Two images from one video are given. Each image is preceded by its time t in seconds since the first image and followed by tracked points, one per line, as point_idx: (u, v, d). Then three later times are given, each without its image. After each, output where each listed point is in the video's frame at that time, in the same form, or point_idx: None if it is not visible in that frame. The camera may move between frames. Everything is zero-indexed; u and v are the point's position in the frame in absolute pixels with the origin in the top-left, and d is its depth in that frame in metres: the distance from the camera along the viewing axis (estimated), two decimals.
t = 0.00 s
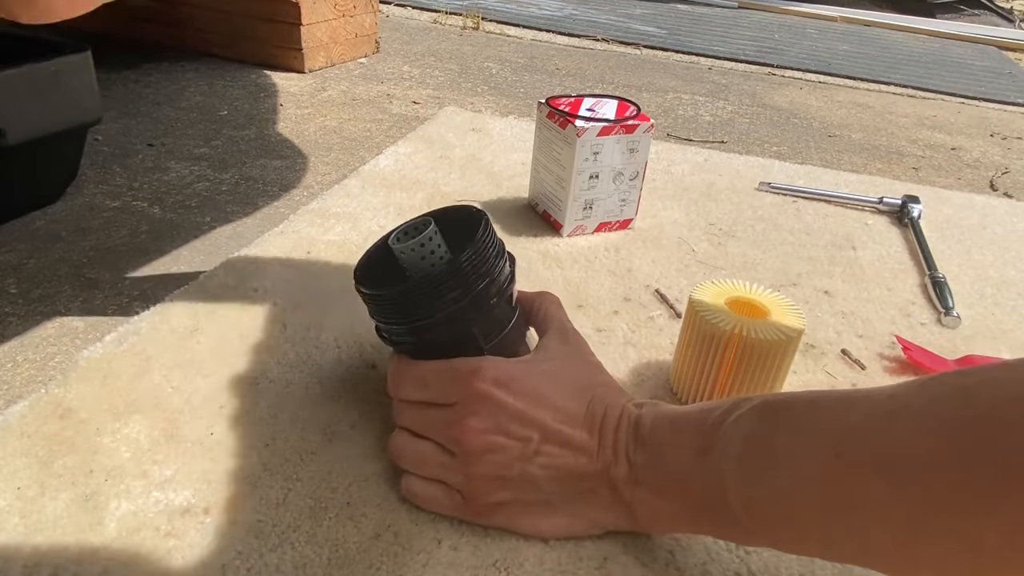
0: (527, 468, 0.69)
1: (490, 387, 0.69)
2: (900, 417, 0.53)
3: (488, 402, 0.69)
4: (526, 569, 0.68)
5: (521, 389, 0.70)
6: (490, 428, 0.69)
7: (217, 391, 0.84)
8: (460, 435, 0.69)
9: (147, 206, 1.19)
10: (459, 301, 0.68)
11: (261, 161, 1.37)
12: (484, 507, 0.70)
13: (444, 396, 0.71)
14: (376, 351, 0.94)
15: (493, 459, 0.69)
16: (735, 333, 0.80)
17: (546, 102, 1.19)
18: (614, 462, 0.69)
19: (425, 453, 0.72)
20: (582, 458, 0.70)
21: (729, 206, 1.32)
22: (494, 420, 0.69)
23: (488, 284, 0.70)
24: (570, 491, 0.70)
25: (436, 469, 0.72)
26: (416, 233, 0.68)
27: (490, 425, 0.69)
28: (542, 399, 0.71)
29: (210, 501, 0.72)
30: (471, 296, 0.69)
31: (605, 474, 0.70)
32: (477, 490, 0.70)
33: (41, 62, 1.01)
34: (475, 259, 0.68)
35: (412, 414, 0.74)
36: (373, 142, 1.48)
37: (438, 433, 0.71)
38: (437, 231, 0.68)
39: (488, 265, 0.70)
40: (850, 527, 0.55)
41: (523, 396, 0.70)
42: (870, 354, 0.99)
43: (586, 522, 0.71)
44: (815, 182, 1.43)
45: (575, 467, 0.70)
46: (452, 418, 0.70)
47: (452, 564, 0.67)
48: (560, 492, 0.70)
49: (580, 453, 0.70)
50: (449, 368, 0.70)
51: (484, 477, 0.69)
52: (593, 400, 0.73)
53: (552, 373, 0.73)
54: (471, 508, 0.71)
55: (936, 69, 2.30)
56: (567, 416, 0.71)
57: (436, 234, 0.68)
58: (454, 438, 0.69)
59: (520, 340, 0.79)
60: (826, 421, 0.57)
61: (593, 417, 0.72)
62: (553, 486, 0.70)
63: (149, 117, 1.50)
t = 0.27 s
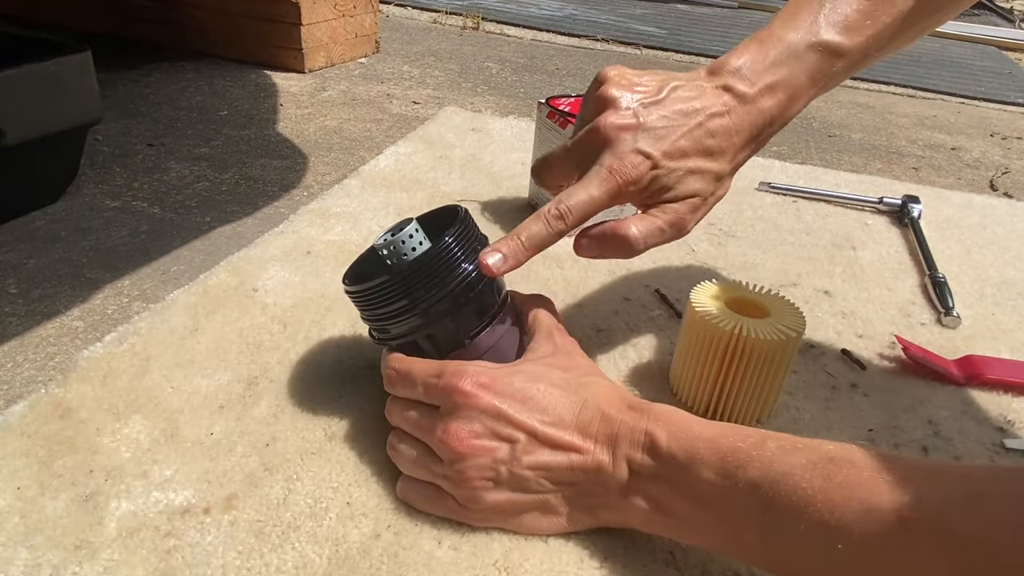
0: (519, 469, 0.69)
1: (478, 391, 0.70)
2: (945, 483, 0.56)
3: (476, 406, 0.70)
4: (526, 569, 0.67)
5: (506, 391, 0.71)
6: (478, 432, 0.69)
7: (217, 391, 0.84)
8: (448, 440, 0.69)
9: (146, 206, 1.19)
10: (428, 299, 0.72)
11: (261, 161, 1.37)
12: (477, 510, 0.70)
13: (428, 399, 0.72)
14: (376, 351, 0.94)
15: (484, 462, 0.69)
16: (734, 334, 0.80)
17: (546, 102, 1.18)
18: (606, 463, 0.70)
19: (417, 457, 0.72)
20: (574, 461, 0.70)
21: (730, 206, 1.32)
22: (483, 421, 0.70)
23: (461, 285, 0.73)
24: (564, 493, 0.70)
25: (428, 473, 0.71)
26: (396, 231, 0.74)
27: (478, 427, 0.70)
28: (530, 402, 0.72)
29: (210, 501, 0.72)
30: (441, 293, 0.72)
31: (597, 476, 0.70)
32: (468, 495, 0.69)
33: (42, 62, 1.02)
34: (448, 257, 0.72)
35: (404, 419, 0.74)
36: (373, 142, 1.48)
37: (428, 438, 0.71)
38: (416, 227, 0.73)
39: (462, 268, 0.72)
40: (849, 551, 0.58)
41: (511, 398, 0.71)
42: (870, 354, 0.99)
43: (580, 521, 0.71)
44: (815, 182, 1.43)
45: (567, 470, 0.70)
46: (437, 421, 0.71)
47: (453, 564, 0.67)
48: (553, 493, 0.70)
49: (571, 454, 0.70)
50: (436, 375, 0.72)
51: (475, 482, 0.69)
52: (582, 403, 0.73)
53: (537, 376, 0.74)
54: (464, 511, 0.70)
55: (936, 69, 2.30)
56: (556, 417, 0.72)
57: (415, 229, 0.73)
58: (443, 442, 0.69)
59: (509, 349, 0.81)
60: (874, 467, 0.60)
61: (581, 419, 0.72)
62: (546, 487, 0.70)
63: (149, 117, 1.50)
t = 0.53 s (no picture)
0: (525, 466, 0.69)
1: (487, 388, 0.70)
2: (945, 486, 0.56)
3: (484, 403, 0.70)
4: (527, 568, 0.67)
5: (515, 389, 0.71)
6: (486, 428, 0.69)
7: (217, 391, 0.84)
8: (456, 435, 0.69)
9: (147, 206, 1.19)
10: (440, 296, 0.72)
11: (261, 161, 1.37)
12: (482, 509, 0.70)
13: (435, 396, 0.72)
14: (376, 351, 0.94)
15: (491, 459, 0.69)
16: (733, 334, 0.80)
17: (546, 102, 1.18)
18: (610, 462, 0.70)
19: (423, 454, 0.72)
20: (580, 460, 0.70)
21: (730, 206, 1.32)
22: (491, 417, 0.70)
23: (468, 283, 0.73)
24: (569, 492, 0.71)
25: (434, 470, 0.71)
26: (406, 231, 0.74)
27: (485, 423, 0.70)
28: (538, 400, 0.72)
29: (210, 501, 0.72)
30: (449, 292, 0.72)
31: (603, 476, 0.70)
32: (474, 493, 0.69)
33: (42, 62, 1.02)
34: (458, 258, 0.72)
35: (410, 416, 0.74)
36: (373, 142, 1.48)
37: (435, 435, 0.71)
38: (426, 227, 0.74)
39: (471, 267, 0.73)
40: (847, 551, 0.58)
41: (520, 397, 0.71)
42: (870, 354, 0.99)
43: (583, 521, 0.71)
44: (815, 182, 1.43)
45: (573, 468, 0.70)
46: (444, 417, 0.71)
47: (453, 564, 0.67)
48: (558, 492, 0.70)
49: (577, 453, 0.70)
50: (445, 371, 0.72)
51: (481, 479, 0.69)
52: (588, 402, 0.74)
53: (545, 375, 0.74)
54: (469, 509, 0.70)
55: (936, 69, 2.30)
56: (562, 416, 0.72)
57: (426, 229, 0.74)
58: (450, 438, 0.69)
59: (513, 349, 0.81)
60: (876, 468, 0.60)
61: (588, 418, 0.72)
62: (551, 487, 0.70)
63: (149, 117, 1.50)
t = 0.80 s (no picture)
0: (524, 466, 0.69)
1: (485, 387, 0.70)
2: (943, 483, 0.56)
3: (483, 403, 0.70)
4: (526, 569, 0.67)
5: (514, 389, 0.71)
6: (484, 429, 0.69)
7: (217, 391, 0.84)
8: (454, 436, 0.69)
9: (147, 206, 1.19)
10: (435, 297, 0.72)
11: (261, 161, 1.37)
12: (481, 509, 0.70)
13: (435, 397, 0.72)
14: (376, 351, 0.94)
15: (490, 459, 0.69)
16: (733, 334, 0.80)
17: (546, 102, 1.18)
18: (610, 461, 0.70)
19: (422, 455, 0.72)
20: (579, 459, 0.70)
21: (730, 206, 1.32)
22: (490, 418, 0.70)
23: (464, 284, 0.73)
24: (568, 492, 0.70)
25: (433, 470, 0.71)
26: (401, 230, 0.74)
27: (484, 424, 0.69)
28: (537, 400, 0.72)
29: (210, 501, 0.72)
30: (443, 292, 0.72)
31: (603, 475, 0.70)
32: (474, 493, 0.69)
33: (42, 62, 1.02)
34: (453, 257, 0.72)
35: (408, 416, 0.74)
36: (373, 141, 1.48)
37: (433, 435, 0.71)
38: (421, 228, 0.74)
39: (466, 266, 0.72)
40: (846, 548, 0.58)
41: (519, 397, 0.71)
42: (870, 354, 0.99)
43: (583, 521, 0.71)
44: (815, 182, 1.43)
45: (573, 468, 0.70)
46: (442, 417, 0.71)
47: (453, 564, 0.67)
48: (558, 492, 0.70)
49: (576, 452, 0.70)
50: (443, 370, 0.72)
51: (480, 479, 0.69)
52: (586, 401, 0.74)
53: (543, 375, 0.74)
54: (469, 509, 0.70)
55: (935, 69, 2.30)
56: (562, 416, 0.72)
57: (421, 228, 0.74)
58: (449, 438, 0.69)
59: (511, 349, 0.81)
60: (876, 466, 0.60)
61: (587, 418, 0.72)
62: (550, 486, 0.70)
63: (149, 117, 1.50)
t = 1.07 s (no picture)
0: (526, 467, 0.69)
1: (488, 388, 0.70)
2: (942, 479, 0.57)
3: (486, 404, 0.69)
4: (527, 569, 0.67)
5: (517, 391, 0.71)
6: (487, 430, 0.69)
7: (217, 391, 0.84)
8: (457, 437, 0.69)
9: (146, 206, 1.19)
10: (437, 299, 0.71)
11: (261, 161, 1.37)
12: (484, 509, 0.70)
13: (437, 398, 0.72)
14: (376, 351, 0.94)
15: (492, 461, 0.68)
16: (733, 335, 0.80)
17: (546, 102, 1.19)
18: (612, 462, 0.70)
19: (424, 454, 0.72)
20: (581, 460, 0.70)
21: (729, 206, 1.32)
22: (492, 419, 0.70)
23: (470, 287, 0.73)
24: (569, 492, 0.71)
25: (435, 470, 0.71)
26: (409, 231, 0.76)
27: (487, 425, 0.69)
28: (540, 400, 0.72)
29: (210, 501, 0.72)
30: (448, 296, 0.71)
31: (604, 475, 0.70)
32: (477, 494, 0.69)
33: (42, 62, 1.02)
34: (460, 260, 0.72)
35: (410, 416, 0.74)
36: (373, 141, 1.48)
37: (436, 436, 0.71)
38: (426, 230, 0.76)
39: (472, 270, 0.72)
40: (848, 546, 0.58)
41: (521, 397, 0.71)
42: (870, 354, 0.99)
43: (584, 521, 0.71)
44: (815, 182, 1.43)
45: (575, 468, 0.70)
46: (445, 418, 0.71)
47: (453, 564, 0.67)
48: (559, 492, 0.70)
49: (578, 453, 0.70)
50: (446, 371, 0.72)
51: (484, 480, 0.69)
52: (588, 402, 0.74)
53: (545, 376, 0.74)
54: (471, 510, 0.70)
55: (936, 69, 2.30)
56: (564, 417, 0.72)
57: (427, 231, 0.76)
58: (451, 440, 0.69)
59: (513, 351, 0.82)
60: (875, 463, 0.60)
61: (589, 418, 0.72)
62: (552, 486, 0.70)
63: (149, 117, 1.50)
